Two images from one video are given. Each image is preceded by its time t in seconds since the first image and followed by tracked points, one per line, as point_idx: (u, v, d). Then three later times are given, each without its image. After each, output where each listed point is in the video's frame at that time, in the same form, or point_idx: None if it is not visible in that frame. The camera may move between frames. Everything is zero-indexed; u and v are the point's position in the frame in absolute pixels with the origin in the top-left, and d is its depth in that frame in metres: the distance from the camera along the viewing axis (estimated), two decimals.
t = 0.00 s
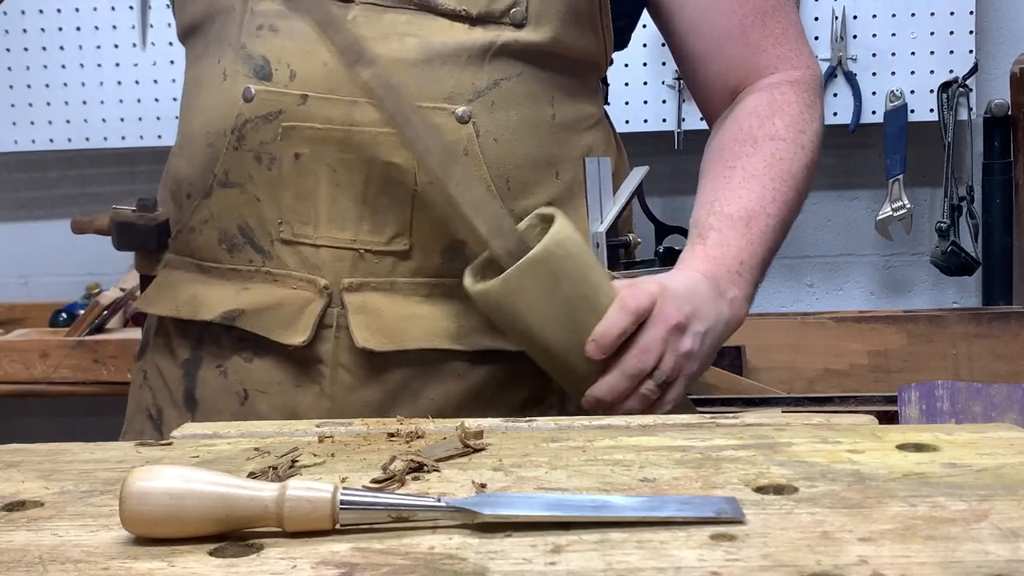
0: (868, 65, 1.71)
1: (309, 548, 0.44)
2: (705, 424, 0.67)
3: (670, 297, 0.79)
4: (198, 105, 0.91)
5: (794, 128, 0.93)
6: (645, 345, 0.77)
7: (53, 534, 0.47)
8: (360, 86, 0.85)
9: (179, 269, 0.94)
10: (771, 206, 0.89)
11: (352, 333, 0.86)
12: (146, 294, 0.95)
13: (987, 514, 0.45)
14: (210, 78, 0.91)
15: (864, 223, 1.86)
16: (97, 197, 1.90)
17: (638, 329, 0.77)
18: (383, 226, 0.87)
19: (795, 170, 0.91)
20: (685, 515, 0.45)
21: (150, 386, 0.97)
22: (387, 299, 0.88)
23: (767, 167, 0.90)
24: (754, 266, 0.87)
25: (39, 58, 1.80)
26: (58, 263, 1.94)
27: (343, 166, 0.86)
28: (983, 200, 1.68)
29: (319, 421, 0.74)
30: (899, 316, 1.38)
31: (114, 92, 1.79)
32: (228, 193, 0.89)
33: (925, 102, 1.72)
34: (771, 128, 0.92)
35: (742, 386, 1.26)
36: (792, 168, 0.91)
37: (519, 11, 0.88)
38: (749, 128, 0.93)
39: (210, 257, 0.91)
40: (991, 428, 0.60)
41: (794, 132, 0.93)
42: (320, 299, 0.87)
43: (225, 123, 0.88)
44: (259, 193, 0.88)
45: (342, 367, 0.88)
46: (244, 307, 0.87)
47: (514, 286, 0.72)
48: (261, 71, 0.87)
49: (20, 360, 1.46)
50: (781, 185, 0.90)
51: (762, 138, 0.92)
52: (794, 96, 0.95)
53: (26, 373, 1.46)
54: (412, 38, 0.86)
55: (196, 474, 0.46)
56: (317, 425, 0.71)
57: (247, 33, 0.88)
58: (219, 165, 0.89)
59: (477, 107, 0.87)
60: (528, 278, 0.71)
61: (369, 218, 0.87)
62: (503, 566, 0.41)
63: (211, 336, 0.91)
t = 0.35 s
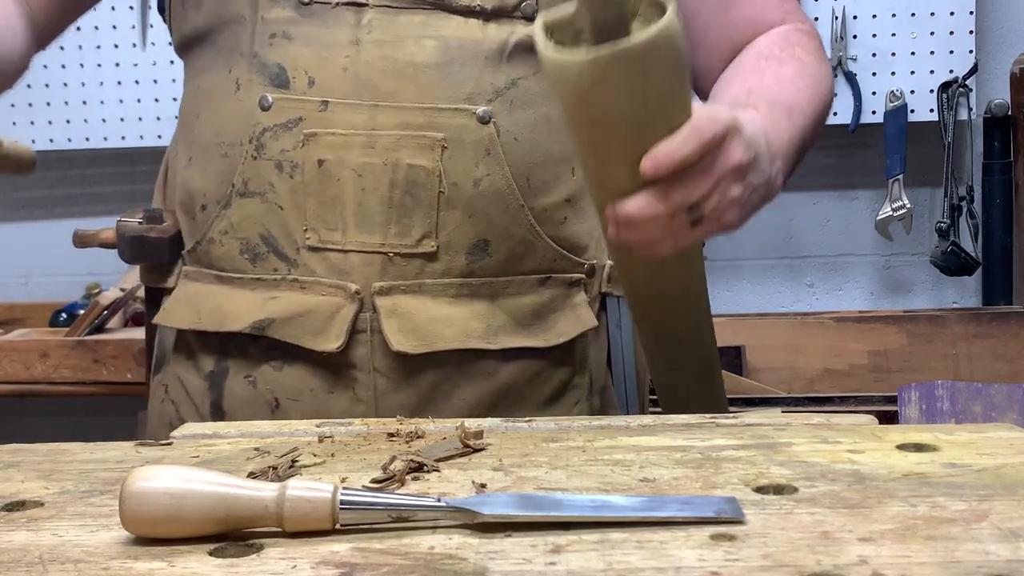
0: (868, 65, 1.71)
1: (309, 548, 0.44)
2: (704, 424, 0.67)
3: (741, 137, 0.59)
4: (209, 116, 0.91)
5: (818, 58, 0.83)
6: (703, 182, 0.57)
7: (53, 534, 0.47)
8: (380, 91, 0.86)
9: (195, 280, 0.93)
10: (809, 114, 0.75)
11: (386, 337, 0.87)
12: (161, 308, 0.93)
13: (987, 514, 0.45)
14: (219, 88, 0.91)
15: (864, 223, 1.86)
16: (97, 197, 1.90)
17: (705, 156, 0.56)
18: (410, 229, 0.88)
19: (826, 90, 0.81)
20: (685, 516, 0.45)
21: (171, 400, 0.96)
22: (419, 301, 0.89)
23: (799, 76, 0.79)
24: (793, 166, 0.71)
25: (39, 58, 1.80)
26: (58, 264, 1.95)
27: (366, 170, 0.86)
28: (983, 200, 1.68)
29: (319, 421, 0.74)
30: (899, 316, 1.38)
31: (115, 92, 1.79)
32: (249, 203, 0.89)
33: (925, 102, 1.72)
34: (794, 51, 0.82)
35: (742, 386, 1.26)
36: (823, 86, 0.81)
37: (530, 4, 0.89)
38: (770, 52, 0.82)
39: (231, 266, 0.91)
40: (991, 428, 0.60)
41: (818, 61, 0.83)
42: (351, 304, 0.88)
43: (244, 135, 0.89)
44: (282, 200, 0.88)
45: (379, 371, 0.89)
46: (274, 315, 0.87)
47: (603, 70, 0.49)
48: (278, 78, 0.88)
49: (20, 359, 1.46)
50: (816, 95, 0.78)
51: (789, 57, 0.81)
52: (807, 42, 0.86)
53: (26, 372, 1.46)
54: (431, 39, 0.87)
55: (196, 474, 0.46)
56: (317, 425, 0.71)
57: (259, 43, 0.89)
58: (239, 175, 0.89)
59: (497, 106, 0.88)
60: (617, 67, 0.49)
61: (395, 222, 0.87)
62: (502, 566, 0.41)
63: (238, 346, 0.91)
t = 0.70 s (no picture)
0: (868, 65, 1.71)
1: (309, 548, 0.44)
2: (704, 424, 0.67)
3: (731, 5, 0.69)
4: (206, 129, 0.91)
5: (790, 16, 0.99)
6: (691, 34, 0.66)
7: (53, 534, 0.47)
8: (379, 98, 0.87)
9: (201, 293, 0.93)
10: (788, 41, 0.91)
11: (395, 344, 0.87)
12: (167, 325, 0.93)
13: (987, 514, 0.45)
14: (214, 100, 0.91)
15: (864, 223, 1.86)
16: (97, 197, 1.90)
17: (693, 6, 0.66)
18: (415, 235, 0.87)
19: (802, 36, 0.95)
20: (685, 516, 0.45)
21: (182, 414, 0.96)
22: (427, 305, 0.89)
23: (776, 24, 0.94)
24: (772, 81, 0.85)
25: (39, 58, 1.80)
26: (58, 264, 1.95)
27: (368, 178, 0.86)
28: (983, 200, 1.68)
29: (319, 421, 0.74)
30: (899, 316, 1.38)
31: (114, 92, 1.79)
32: (250, 216, 0.89)
33: (925, 102, 1.72)
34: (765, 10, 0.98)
35: (742, 386, 1.26)
36: (799, 32, 0.95)
37: (521, 3, 0.88)
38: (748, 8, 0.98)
39: (235, 278, 0.91)
40: (991, 428, 0.60)
41: (790, 18, 0.98)
42: (360, 313, 0.87)
43: (241, 147, 0.89)
44: (284, 211, 0.88)
45: (388, 379, 0.89)
46: (282, 328, 0.88)
47: None
48: (273, 89, 0.87)
49: (20, 359, 1.46)
50: (793, 36, 0.93)
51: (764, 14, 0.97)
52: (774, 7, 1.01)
53: (26, 372, 1.46)
54: (426, 43, 0.87)
55: (197, 474, 0.46)
56: (317, 425, 0.71)
57: (252, 53, 0.88)
58: (239, 188, 0.89)
59: (495, 108, 0.88)
60: None
61: (400, 229, 0.87)
62: (502, 566, 0.41)
63: (245, 360, 0.91)
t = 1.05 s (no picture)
0: (868, 65, 1.72)
1: (309, 548, 0.44)
2: (705, 424, 0.67)
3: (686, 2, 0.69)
4: (203, 141, 0.91)
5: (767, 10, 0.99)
6: (650, 32, 0.66)
7: (53, 534, 0.47)
8: (376, 104, 0.87)
9: (206, 305, 0.93)
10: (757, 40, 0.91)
11: (405, 349, 0.87)
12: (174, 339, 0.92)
13: (987, 514, 0.45)
14: (210, 111, 0.90)
15: (864, 223, 1.86)
16: (97, 198, 1.91)
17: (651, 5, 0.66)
18: (419, 239, 0.88)
19: (776, 29, 0.96)
20: (686, 516, 0.45)
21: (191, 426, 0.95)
22: (433, 309, 0.88)
23: (752, 17, 0.95)
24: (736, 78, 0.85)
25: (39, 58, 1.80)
26: (58, 264, 1.95)
27: (370, 185, 0.86)
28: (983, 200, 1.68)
29: (318, 422, 0.74)
30: (899, 316, 1.38)
31: (114, 92, 1.79)
32: (253, 227, 0.89)
33: (925, 102, 1.72)
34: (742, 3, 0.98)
35: (742, 386, 1.26)
36: (772, 26, 0.96)
37: (511, 2, 0.88)
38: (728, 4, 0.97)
39: (240, 290, 0.91)
40: (991, 428, 0.60)
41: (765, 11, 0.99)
42: (368, 320, 0.88)
43: (240, 158, 0.89)
44: (286, 222, 0.88)
45: (398, 384, 0.90)
46: (292, 338, 0.88)
47: None
48: (269, 99, 0.88)
49: (20, 359, 1.46)
50: (766, 29, 0.94)
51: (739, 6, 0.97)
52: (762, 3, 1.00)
53: (26, 373, 1.46)
54: (420, 47, 0.87)
55: (196, 474, 0.46)
56: (317, 425, 0.71)
57: (246, 64, 0.88)
58: (240, 201, 0.89)
59: (491, 109, 0.88)
60: None
61: (403, 234, 0.87)
62: (502, 566, 0.41)
63: (254, 371, 0.90)
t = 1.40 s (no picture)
0: (868, 65, 1.71)
1: (309, 548, 0.44)
2: (705, 423, 0.67)
3: None
4: (193, 139, 0.90)
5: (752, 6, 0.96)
6: (607, 35, 0.66)
7: (53, 534, 0.47)
8: (369, 99, 0.87)
9: (197, 304, 0.92)
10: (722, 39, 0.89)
11: (399, 344, 0.87)
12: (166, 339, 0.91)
13: (987, 514, 0.45)
14: (200, 108, 0.90)
15: (864, 223, 1.86)
16: (98, 198, 1.91)
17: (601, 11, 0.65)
18: (412, 234, 0.88)
19: (750, 26, 0.94)
20: (685, 516, 0.45)
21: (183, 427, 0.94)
22: (427, 304, 0.88)
23: (727, 12, 0.92)
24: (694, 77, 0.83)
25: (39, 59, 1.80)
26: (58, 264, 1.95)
27: (364, 180, 0.86)
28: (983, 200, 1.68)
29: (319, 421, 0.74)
30: (899, 316, 1.38)
31: (114, 92, 1.80)
32: (245, 223, 0.89)
33: (925, 102, 1.72)
34: None
35: (742, 386, 1.26)
36: (746, 23, 0.94)
37: None
38: None
39: (232, 289, 0.90)
40: (992, 429, 0.60)
41: (748, 6, 0.96)
42: (362, 315, 0.88)
43: (231, 155, 0.88)
44: (278, 218, 0.88)
45: (393, 380, 0.89)
46: (285, 334, 0.87)
47: None
48: (260, 96, 0.88)
49: (20, 359, 1.46)
50: (737, 26, 0.92)
51: None
52: None
53: (26, 373, 1.46)
54: (410, 44, 0.87)
55: (196, 473, 0.46)
56: (317, 425, 0.71)
57: (236, 61, 0.88)
58: (231, 198, 0.88)
59: (483, 104, 0.88)
60: None
61: (396, 229, 0.87)
62: (503, 566, 0.41)
63: (247, 369, 0.90)
